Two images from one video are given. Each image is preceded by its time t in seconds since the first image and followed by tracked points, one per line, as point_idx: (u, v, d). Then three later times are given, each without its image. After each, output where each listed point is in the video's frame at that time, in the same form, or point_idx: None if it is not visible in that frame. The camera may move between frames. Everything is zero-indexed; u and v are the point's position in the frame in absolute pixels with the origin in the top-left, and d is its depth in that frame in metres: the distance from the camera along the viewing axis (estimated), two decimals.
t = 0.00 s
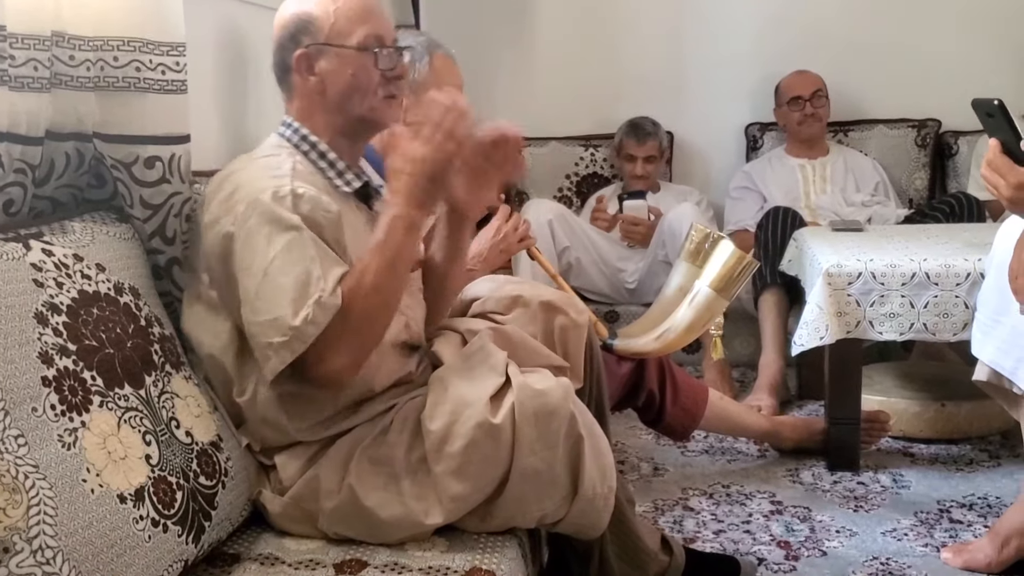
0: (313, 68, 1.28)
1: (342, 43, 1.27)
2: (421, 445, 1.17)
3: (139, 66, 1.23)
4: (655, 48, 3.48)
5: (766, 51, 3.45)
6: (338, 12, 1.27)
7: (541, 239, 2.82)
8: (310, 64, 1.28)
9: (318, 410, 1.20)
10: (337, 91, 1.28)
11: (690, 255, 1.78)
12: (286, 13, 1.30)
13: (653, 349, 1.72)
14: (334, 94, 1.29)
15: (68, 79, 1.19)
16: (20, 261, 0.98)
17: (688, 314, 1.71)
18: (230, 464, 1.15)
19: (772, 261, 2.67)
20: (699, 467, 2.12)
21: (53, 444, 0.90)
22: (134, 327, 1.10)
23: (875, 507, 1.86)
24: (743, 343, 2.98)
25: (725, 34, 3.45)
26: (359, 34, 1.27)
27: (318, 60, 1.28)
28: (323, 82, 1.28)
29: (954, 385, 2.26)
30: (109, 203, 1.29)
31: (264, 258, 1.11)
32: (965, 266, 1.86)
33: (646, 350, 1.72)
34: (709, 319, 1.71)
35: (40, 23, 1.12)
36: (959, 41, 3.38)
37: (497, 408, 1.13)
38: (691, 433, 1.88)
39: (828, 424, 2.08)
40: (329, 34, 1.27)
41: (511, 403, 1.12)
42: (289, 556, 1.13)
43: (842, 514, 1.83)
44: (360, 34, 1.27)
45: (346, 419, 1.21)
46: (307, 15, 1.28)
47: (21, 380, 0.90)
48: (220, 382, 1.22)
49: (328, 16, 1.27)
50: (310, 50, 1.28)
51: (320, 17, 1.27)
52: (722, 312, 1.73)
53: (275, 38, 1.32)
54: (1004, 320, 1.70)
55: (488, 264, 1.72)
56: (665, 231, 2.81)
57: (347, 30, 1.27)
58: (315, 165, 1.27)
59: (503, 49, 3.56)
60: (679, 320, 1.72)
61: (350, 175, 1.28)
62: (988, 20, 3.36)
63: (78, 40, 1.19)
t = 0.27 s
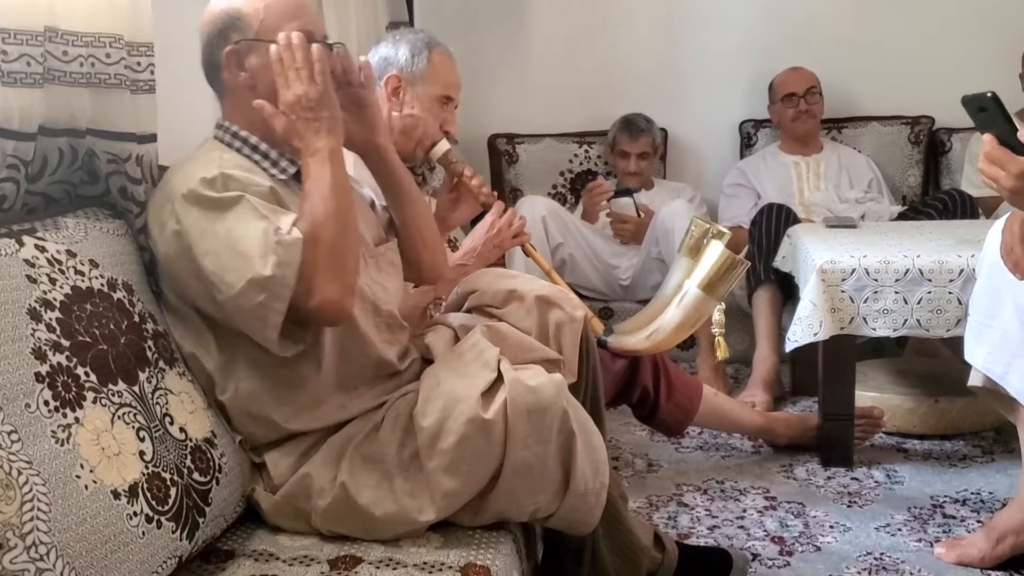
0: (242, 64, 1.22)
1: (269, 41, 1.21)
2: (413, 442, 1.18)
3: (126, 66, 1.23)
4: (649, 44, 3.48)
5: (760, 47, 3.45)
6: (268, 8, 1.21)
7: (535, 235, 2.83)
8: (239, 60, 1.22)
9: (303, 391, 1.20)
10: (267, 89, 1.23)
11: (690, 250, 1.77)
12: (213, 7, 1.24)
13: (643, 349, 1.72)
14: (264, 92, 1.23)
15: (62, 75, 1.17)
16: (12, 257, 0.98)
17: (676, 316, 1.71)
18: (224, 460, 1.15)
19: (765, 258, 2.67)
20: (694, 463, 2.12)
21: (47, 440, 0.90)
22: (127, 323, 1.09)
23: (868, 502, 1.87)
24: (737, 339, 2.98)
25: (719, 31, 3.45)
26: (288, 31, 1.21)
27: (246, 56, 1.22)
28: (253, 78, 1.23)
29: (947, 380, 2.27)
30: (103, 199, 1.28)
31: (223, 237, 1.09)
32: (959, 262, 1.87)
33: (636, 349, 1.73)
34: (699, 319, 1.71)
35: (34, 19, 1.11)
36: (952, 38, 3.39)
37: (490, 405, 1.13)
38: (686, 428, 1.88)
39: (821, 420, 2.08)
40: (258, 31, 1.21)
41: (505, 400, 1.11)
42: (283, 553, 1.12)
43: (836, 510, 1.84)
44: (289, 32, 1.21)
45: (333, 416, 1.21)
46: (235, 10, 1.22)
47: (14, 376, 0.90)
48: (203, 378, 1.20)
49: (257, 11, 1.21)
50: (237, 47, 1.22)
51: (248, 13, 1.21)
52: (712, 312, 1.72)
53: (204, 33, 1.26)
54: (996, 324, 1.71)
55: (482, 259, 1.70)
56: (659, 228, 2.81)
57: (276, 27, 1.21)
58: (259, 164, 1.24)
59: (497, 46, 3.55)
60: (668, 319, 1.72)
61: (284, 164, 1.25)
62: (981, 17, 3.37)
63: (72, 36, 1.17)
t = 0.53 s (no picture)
0: (225, 65, 1.23)
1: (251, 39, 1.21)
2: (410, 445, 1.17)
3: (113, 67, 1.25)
4: (648, 44, 3.48)
5: (759, 47, 3.45)
6: (247, 8, 1.21)
7: (533, 235, 2.83)
8: (221, 60, 1.23)
9: (295, 386, 1.18)
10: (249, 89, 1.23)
11: (685, 250, 1.79)
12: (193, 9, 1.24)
13: (643, 347, 1.74)
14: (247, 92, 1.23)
15: (62, 76, 1.17)
16: (13, 257, 0.98)
17: (678, 311, 1.73)
18: (225, 459, 1.15)
19: (764, 257, 2.68)
20: (692, 463, 2.12)
21: (48, 439, 0.90)
22: (128, 323, 1.09)
23: (867, 502, 1.87)
24: (736, 339, 2.98)
25: (717, 30, 3.45)
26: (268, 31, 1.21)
27: (229, 57, 1.22)
28: (233, 77, 1.23)
29: (946, 380, 2.27)
30: (102, 201, 1.29)
31: (195, 223, 1.07)
32: (957, 262, 1.87)
33: (636, 347, 1.75)
34: (700, 314, 1.73)
35: (31, 20, 1.11)
36: (951, 39, 3.39)
37: (488, 417, 1.13)
38: (685, 428, 1.88)
39: (820, 419, 2.08)
40: (240, 31, 1.21)
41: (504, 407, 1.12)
42: (282, 551, 1.13)
43: (834, 509, 1.84)
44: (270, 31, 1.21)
45: (326, 421, 1.19)
46: (216, 11, 1.22)
47: (15, 375, 0.90)
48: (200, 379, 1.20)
49: (236, 10, 1.21)
50: (219, 48, 1.22)
51: (228, 12, 1.21)
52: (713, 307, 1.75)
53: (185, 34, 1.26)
54: (991, 345, 1.73)
55: (479, 258, 1.64)
56: (658, 228, 2.81)
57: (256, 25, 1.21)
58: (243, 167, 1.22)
59: (495, 46, 3.55)
60: (668, 316, 1.74)
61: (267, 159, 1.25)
62: (979, 17, 3.37)
63: (72, 36, 1.17)
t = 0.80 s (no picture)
0: (208, 67, 1.25)
1: (237, 40, 1.25)
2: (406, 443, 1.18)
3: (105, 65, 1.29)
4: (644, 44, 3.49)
5: (754, 46, 3.46)
6: (231, 10, 1.25)
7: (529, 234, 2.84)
8: (204, 62, 1.25)
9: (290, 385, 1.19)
10: (235, 90, 1.26)
11: (681, 248, 1.80)
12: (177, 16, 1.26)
13: (639, 344, 1.75)
14: (232, 94, 1.27)
15: (57, 72, 1.18)
16: (8, 254, 0.98)
17: (673, 308, 1.75)
18: (221, 457, 1.15)
19: (758, 256, 2.69)
20: (688, 459, 2.13)
21: (44, 437, 0.90)
22: (124, 320, 1.09)
23: (861, 499, 1.88)
24: (731, 337, 2.99)
25: (713, 30, 3.46)
26: (252, 32, 1.25)
27: (214, 58, 1.25)
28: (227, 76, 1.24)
29: (940, 378, 2.28)
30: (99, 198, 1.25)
31: (190, 221, 1.08)
32: (951, 260, 1.87)
33: (632, 344, 1.75)
34: (694, 312, 1.75)
35: (28, 16, 1.13)
36: (945, 39, 3.40)
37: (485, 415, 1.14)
38: (680, 426, 1.88)
39: (814, 417, 2.09)
40: (222, 33, 1.24)
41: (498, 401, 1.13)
42: (280, 549, 1.13)
43: (829, 506, 1.85)
44: (252, 31, 1.26)
45: (323, 408, 1.18)
46: (200, 15, 1.25)
47: (11, 373, 0.90)
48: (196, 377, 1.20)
49: (220, 13, 1.24)
50: (204, 51, 1.25)
51: (213, 15, 1.24)
52: (706, 305, 1.77)
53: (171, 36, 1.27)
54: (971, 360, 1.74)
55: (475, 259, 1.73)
56: (653, 226, 2.82)
57: (241, 27, 1.25)
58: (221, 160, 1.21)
59: (491, 45, 3.56)
60: (664, 313, 1.76)
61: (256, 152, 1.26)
62: (973, 17, 3.38)
63: (67, 33, 1.19)
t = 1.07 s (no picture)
0: (181, 76, 1.20)
1: (206, 51, 1.19)
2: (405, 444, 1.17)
3: (96, 67, 1.26)
4: (643, 43, 3.49)
5: (754, 45, 3.46)
6: (206, 17, 1.19)
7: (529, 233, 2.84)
8: (178, 72, 1.20)
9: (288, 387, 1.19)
10: (209, 100, 1.20)
11: (681, 247, 1.80)
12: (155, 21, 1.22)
13: (639, 343, 1.75)
14: (206, 104, 1.21)
15: (55, 73, 1.18)
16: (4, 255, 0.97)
17: (674, 307, 1.75)
18: (220, 457, 1.15)
19: (757, 256, 2.69)
20: (687, 459, 2.13)
21: (44, 437, 0.90)
22: (122, 321, 1.09)
23: (861, 498, 1.88)
24: (731, 336, 2.99)
25: (712, 29, 3.46)
26: (223, 41, 1.19)
27: (186, 68, 1.20)
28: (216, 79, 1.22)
29: (939, 377, 2.28)
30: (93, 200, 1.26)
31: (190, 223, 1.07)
32: (951, 260, 1.87)
33: (632, 343, 1.75)
34: (694, 312, 1.76)
35: (27, 17, 1.13)
36: (944, 38, 3.40)
37: (481, 413, 1.11)
38: (680, 425, 1.88)
39: (814, 416, 2.09)
40: (193, 42, 1.19)
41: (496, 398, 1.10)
42: (280, 548, 1.13)
43: (828, 505, 1.85)
44: (225, 41, 1.19)
45: (324, 401, 1.19)
46: (175, 22, 1.19)
47: (12, 373, 0.90)
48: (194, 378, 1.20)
49: (193, 21, 1.19)
50: (175, 59, 1.20)
51: (186, 22, 1.19)
52: (707, 305, 1.77)
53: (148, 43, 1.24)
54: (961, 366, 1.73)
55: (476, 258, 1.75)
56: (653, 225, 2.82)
57: (213, 36, 1.19)
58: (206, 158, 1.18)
59: (490, 45, 3.56)
60: (664, 312, 1.76)
61: (233, 161, 1.19)
62: (973, 16, 3.39)
63: (64, 34, 1.20)
